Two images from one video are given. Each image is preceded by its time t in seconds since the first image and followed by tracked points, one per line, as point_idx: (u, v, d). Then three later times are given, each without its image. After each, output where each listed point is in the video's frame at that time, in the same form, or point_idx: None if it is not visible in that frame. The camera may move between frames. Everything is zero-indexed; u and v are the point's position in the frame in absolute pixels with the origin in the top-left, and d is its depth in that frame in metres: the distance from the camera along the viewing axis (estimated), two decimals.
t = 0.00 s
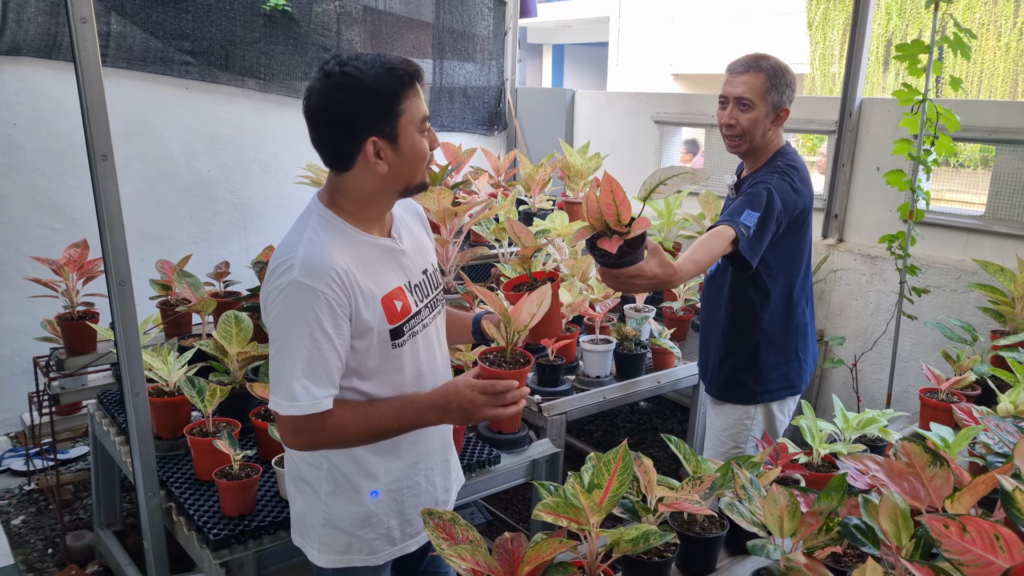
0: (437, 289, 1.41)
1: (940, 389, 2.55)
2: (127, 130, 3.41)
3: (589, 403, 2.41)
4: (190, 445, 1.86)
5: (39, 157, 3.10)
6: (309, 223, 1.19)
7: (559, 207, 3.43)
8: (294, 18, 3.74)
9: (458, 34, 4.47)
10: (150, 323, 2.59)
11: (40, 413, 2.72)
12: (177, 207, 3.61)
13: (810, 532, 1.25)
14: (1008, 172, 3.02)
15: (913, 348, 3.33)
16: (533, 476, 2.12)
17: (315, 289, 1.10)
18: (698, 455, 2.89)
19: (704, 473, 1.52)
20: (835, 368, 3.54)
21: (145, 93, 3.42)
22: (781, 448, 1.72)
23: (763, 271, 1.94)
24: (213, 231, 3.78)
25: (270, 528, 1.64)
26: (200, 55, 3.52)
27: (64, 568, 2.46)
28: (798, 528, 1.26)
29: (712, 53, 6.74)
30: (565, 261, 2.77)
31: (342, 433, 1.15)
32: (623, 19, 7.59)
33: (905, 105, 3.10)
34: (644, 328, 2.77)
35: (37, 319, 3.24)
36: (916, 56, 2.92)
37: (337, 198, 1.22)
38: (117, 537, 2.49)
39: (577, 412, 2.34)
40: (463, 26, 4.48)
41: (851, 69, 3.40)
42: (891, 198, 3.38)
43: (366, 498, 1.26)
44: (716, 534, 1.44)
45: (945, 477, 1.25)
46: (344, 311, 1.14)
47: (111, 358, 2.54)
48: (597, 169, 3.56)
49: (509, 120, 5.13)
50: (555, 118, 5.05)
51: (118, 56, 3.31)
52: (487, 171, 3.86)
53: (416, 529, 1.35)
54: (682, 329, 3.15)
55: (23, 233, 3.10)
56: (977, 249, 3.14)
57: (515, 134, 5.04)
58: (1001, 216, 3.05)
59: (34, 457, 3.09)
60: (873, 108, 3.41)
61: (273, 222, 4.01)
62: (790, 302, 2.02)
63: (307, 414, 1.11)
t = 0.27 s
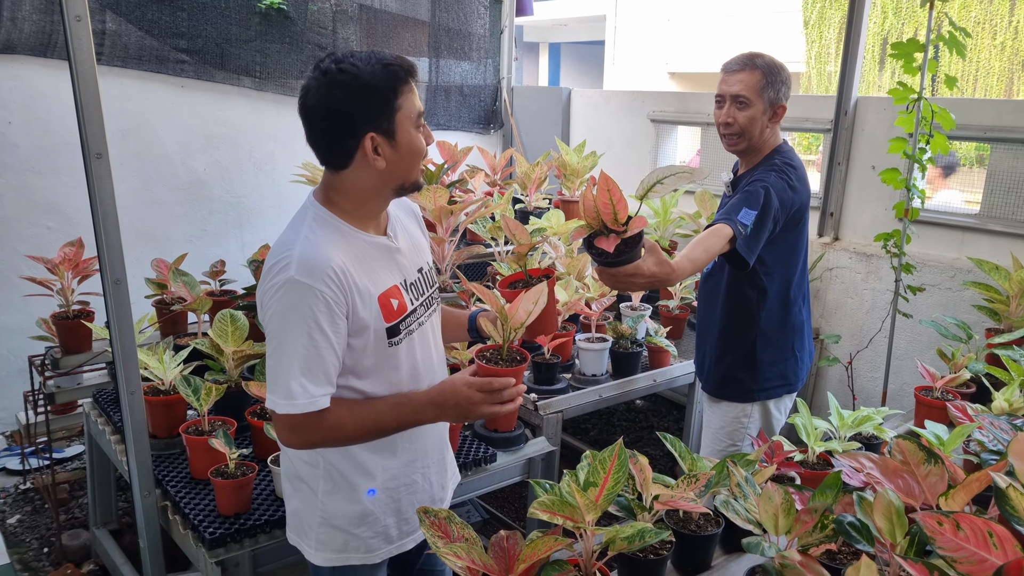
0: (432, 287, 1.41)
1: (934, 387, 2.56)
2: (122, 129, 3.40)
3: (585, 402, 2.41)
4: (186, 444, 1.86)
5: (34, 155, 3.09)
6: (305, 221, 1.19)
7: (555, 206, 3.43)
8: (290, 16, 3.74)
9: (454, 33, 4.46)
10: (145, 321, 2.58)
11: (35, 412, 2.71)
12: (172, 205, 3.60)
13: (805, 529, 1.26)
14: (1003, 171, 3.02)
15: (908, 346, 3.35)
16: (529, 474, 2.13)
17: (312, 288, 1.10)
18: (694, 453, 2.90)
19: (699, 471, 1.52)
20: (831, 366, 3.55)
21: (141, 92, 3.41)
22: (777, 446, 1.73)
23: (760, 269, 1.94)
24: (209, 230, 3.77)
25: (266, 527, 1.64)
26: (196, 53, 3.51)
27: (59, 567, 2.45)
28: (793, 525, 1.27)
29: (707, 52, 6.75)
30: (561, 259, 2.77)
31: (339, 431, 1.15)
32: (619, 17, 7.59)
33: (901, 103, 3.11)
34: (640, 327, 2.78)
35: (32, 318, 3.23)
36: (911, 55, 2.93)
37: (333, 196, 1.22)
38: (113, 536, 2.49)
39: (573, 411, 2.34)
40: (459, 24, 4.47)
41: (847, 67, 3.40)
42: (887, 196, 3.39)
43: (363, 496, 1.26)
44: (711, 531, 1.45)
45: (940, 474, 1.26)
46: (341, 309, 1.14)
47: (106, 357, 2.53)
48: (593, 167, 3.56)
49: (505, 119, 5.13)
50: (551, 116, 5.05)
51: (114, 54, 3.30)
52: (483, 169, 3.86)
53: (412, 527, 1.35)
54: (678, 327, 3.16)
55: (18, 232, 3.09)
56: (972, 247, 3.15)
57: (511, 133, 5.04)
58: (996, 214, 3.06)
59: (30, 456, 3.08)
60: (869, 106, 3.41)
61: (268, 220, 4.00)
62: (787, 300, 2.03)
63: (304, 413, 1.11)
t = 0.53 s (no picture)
0: (429, 285, 1.41)
1: (930, 385, 2.57)
2: (118, 127, 3.39)
3: (582, 400, 2.41)
4: (182, 443, 1.86)
5: (30, 154, 3.08)
6: (302, 220, 1.19)
7: (552, 204, 3.43)
8: (286, 15, 3.73)
9: (451, 31, 4.46)
10: (141, 320, 2.58)
11: (31, 411, 2.71)
12: (169, 204, 3.59)
13: (801, 527, 1.27)
14: (999, 170, 3.03)
15: (904, 344, 3.35)
16: (525, 473, 2.14)
17: (309, 287, 1.10)
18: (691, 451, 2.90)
19: (695, 469, 1.52)
20: (827, 364, 3.56)
21: (136, 90, 3.41)
22: (773, 445, 1.70)
23: (759, 268, 1.95)
24: (205, 228, 3.77)
25: (263, 525, 1.64)
26: (192, 52, 3.51)
27: (56, 566, 2.45)
28: (789, 523, 1.27)
29: (704, 51, 6.76)
30: (557, 257, 2.78)
31: (336, 430, 1.15)
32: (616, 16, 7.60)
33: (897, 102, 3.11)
34: (637, 325, 2.78)
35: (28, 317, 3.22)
36: (907, 54, 2.94)
37: (329, 194, 1.22)
38: (109, 535, 2.48)
39: (570, 409, 2.35)
40: (456, 23, 4.47)
41: (843, 66, 3.41)
42: (883, 194, 3.40)
43: (359, 495, 1.26)
44: (707, 529, 1.45)
45: (934, 472, 1.27)
46: (338, 308, 1.14)
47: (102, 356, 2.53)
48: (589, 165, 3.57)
49: (502, 117, 5.13)
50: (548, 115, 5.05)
51: (110, 53, 3.29)
52: (480, 168, 3.86)
53: (409, 526, 1.35)
54: (675, 325, 3.16)
55: (13, 230, 3.08)
56: (968, 246, 3.16)
57: (508, 131, 5.04)
58: (992, 213, 3.07)
59: (26, 455, 3.07)
60: (865, 105, 3.42)
61: (265, 219, 4.00)
62: (785, 299, 2.03)
63: (301, 412, 1.11)
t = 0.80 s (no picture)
0: (426, 285, 1.41)
1: (927, 384, 2.57)
2: (115, 125, 3.38)
3: (579, 399, 2.41)
4: (179, 442, 1.85)
5: (27, 152, 3.07)
6: (300, 219, 1.19)
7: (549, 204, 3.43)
8: (284, 13, 3.72)
9: (449, 30, 4.46)
10: (138, 319, 2.57)
11: (27, 410, 2.70)
12: (166, 202, 3.58)
13: (798, 526, 1.27)
14: (996, 169, 3.04)
15: (901, 344, 3.36)
16: (523, 472, 2.14)
17: (307, 286, 1.10)
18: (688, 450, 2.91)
19: (693, 467, 1.53)
20: (824, 363, 3.56)
21: (134, 88, 3.40)
22: (770, 442, 1.72)
23: (756, 267, 1.95)
24: (203, 226, 3.76)
25: (259, 524, 1.64)
26: (189, 50, 3.50)
27: (52, 565, 2.44)
28: (786, 522, 1.28)
29: (702, 50, 6.76)
30: (555, 256, 2.78)
31: (334, 429, 1.15)
32: (614, 15, 7.60)
33: (894, 102, 3.11)
34: (634, 324, 2.78)
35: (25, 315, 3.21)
36: (904, 53, 2.94)
37: (326, 193, 1.22)
38: (106, 534, 2.48)
39: (567, 408, 2.35)
40: (454, 21, 4.46)
41: (840, 65, 3.41)
42: (880, 193, 3.40)
43: (357, 494, 1.26)
44: (705, 528, 1.46)
45: (931, 471, 1.27)
46: (336, 308, 1.14)
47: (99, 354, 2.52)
48: (587, 164, 3.56)
49: (500, 116, 5.13)
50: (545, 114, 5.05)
51: (107, 51, 3.28)
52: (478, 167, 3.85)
53: (407, 524, 1.35)
54: (672, 325, 3.16)
55: (10, 229, 3.07)
56: (965, 245, 3.16)
57: (506, 131, 5.04)
58: (989, 212, 3.07)
59: (22, 454, 3.06)
60: (862, 104, 3.42)
61: (262, 217, 3.99)
62: (784, 298, 2.03)
63: (299, 412, 1.10)
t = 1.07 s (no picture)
0: (425, 284, 1.40)
1: (924, 382, 2.58)
2: (112, 125, 3.37)
3: (578, 398, 2.41)
4: (177, 441, 1.85)
5: (23, 151, 3.06)
6: (299, 219, 1.19)
7: (547, 202, 3.43)
8: (281, 12, 3.71)
9: (446, 29, 4.45)
10: (136, 318, 2.57)
11: (24, 410, 2.69)
12: (163, 201, 3.58)
13: (796, 524, 1.28)
14: (992, 167, 3.04)
15: (898, 342, 3.37)
16: (521, 470, 2.13)
17: (306, 285, 1.09)
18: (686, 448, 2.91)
19: (691, 466, 1.51)
20: (821, 361, 3.57)
21: (130, 87, 3.39)
22: (768, 441, 1.72)
23: (755, 266, 1.95)
24: (200, 226, 3.75)
25: (258, 524, 1.63)
26: (186, 49, 3.49)
27: (50, 565, 2.44)
28: (784, 520, 1.28)
29: (699, 48, 6.77)
30: (553, 255, 2.78)
31: (332, 428, 1.15)
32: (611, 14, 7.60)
33: (891, 100, 3.11)
34: (632, 323, 2.78)
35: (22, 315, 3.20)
36: (901, 52, 2.94)
37: (325, 192, 1.22)
38: (103, 534, 2.48)
39: (565, 407, 2.35)
40: (451, 20, 4.46)
41: (837, 63, 3.41)
42: (877, 192, 3.41)
43: (356, 493, 1.26)
44: (703, 527, 1.46)
45: (929, 469, 1.26)
46: (336, 307, 1.13)
47: (96, 354, 2.52)
48: (585, 163, 3.56)
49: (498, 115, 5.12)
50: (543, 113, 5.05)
51: (103, 50, 3.27)
52: (475, 166, 3.85)
53: (406, 524, 1.34)
54: (670, 323, 3.16)
55: (6, 228, 3.06)
56: (962, 243, 3.17)
57: (504, 130, 5.04)
58: (985, 210, 3.07)
59: (19, 454, 3.05)
60: (859, 102, 3.43)
61: (259, 216, 3.98)
62: (782, 297, 2.03)
63: (298, 411, 1.10)
